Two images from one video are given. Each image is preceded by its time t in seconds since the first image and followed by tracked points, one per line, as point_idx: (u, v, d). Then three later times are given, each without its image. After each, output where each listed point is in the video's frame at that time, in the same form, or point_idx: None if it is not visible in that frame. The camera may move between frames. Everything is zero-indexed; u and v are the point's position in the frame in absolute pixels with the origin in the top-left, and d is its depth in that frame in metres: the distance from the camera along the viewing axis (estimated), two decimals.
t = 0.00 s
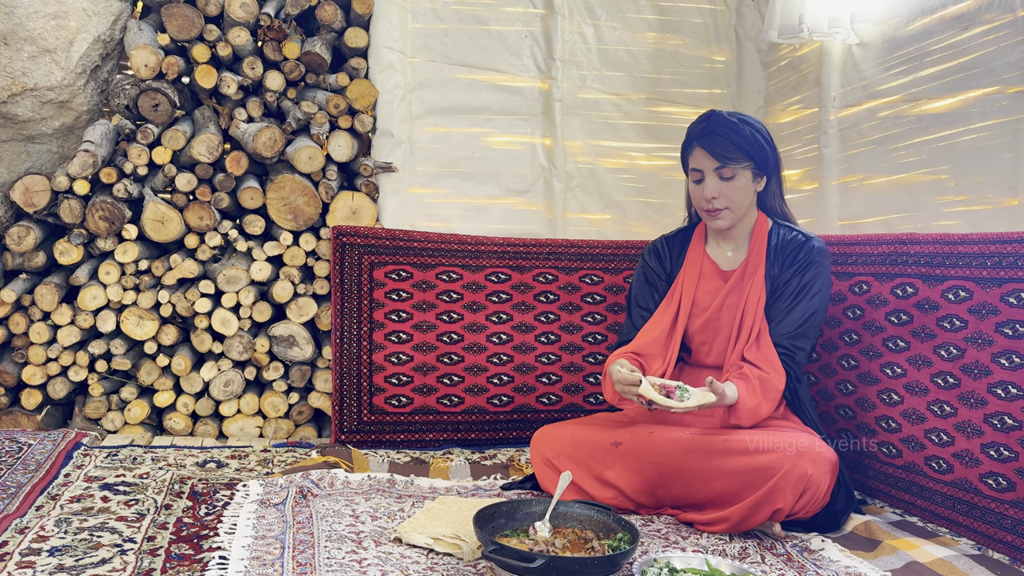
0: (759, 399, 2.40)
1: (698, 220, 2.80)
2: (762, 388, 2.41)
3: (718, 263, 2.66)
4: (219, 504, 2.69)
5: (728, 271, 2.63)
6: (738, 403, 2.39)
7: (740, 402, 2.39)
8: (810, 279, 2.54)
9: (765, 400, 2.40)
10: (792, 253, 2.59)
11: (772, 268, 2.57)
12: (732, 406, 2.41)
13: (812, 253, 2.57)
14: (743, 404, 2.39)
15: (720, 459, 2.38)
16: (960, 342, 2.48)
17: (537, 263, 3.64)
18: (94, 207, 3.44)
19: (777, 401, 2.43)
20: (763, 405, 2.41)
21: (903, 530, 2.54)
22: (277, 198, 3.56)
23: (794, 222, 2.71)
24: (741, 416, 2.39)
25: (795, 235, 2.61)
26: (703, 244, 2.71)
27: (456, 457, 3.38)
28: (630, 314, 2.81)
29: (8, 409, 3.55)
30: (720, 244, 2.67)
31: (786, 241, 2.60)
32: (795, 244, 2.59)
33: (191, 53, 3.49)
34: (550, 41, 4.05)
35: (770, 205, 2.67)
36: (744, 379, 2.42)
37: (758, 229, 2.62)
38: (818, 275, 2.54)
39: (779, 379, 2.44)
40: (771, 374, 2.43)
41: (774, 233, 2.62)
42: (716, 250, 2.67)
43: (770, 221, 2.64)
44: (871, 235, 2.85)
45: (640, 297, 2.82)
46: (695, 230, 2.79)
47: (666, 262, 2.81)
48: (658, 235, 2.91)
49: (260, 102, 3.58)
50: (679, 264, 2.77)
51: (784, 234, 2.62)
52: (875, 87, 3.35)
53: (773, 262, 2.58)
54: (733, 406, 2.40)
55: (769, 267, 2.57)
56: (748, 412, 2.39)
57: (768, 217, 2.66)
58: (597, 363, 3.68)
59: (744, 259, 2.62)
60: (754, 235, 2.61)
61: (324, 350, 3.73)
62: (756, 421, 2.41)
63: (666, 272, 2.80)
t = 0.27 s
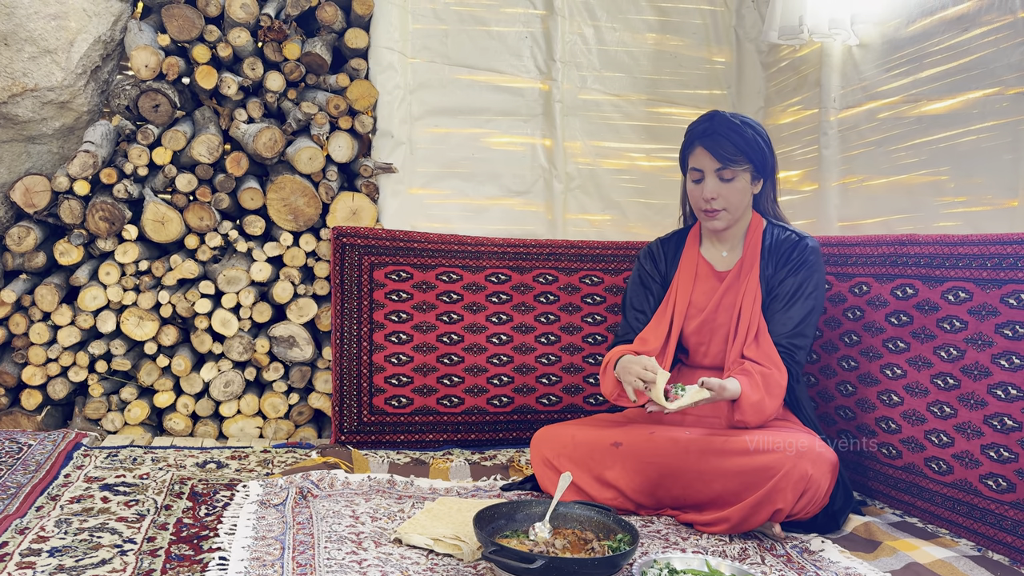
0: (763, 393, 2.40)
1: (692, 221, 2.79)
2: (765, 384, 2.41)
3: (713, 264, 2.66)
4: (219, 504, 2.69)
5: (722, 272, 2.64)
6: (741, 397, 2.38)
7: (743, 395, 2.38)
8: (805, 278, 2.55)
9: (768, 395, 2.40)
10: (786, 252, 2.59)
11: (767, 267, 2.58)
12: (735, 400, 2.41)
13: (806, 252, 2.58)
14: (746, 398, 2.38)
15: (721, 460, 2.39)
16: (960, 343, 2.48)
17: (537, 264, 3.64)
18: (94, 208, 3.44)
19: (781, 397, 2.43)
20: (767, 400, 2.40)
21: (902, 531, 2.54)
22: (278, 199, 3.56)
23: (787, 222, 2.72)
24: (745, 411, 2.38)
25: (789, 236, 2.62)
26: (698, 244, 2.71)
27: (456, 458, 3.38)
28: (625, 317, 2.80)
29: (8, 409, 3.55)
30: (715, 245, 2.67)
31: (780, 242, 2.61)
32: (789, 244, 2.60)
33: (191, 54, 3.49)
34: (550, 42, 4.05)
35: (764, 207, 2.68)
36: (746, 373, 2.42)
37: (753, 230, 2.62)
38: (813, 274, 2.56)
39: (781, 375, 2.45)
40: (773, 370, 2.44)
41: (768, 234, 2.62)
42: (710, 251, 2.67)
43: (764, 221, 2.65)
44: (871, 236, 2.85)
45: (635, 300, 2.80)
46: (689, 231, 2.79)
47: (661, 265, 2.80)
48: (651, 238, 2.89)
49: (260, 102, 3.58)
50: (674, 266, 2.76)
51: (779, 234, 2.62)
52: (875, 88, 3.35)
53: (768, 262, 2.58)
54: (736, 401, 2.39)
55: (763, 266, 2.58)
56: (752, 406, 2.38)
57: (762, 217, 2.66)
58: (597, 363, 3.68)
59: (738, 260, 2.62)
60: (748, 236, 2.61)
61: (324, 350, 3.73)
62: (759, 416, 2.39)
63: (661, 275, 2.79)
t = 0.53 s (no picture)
0: (756, 388, 2.40)
1: (690, 221, 2.80)
2: (758, 380, 2.41)
3: (712, 264, 2.67)
4: (219, 504, 2.69)
5: (721, 272, 2.64)
6: (733, 391, 2.38)
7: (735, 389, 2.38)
8: (802, 278, 2.55)
9: (760, 391, 2.40)
10: (784, 252, 2.60)
11: (765, 267, 2.58)
12: (728, 396, 2.41)
13: (803, 252, 2.58)
14: (738, 393, 2.38)
15: (720, 460, 2.38)
16: (960, 344, 2.48)
17: (537, 264, 3.64)
18: (94, 207, 3.44)
19: (775, 392, 2.43)
20: (760, 395, 2.40)
21: (902, 532, 2.54)
22: (277, 199, 3.56)
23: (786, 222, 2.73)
24: (737, 406, 2.38)
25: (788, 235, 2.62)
26: (697, 244, 2.72)
27: (456, 458, 3.37)
28: (624, 319, 2.80)
29: (8, 409, 3.55)
30: (713, 244, 2.68)
31: (778, 242, 2.61)
32: (787, 244, 2.60)
33: (191, 54, 3.49)
34: (550, 42, 4.05)
35: (763, 207, 2.69)
36: (738, 370, 2.42)
37: (752, 230, 2.63)
38: (810, 274, 2.55)
39: (774, 372, 2.44)
40: (766, 367, 2.44)
41: (767, 234, 2.63)
42: (709, 251, 2.68)
43: (763, 221, 2.66)
44: (871, 237, 2.86)
45: (635, 301, 2.81)
46: (688, 231, 2.79)
47: (659, 265, 2.80)
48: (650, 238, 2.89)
49: (260, 103, 3.58)
50: (673, 266, 2.76)
51: (777, 234, 2.63)
52: (875, 88, 3.35)
53: (765, 262, 2.59)
54: (728, 396, 2.40)
55: (761, 266, 2.58)
56: (744, 402, 2.38)
57: (761, 217, 2.67)
58: (597, 364, 3.67)
59: (737, 260, 2.63)
60: (748, 236, 2.62)
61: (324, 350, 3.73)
62: (753, 412, 2.39)
63: (660, 275, 2.79)
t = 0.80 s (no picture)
0: (751, 392, 2.40)
1: (691, 221, 2.80)
2: (754, 384, 2.41)
3: (712, 264, 2.67)
4: (218, 504, 2.69)
5: (721, 273, 2.64)
6: (727, 396, 2.38)
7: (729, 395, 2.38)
8: (802, 279, 2.55)
9: (755, 395, 2.40)
10: (784, 252, 2.60)
11: (765, 267, 2.58)
12: (723, 400, 2.41)
13: (803, 252, 2.58)
14: (733, 398, 2.38)
15: (720, 460, 2.38)
16: (960, 344, 2.48)
17: (536, 264, 3.64)
18: (94, 207, 3.44)
19: (771, 395, 2.42)
20: (755, 399, 2.40)
21: (902, 532, 2.54)
22: (277, 199, 3.56)
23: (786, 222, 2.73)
24: (732, 411, 2.38)
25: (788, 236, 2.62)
26: (697, 244, 2.72)
27: (455, 458, 3.37)
28: (627, 320, 2.80)
29: (7, 409, 3.55)
30: (714, 245, 2.68)
31: (779, 242, 2.61)
32: (787, 245, 2.61)
33: (191, 54, 3.49)
34: (550, 42, 4.05)
35: (763, 207, 2.70)
36: (734, 374, 2.43)
37: (752, 230, 2.63)
38: (810, 275, 2.56)
39: (771, 375, 2.44)
40: (762, 370, 2.44)
41: (767, 234, 2.63)
42: (709, 252, 2.68)
43: (763, 221, 2.66)
44: (871, 237, 2.86)
45: (636, 303, 2.81)
46: (688, 231, 2.79)
47: (660, 265, 2.80)
48: (651, 239, 2.89)
49: (260, 102, 3.58)
50: (673, 267, 2.76)
51: (777, 235, 2.63)
52: (875, 88, 3.35)
53: (765, 262, 2.59)
54: (723, 401, 2.40)
55: (761, 266, 2.58)
56: (739, 406, 2.38)
57: (762, 218, 2.68)
58: (596, 364, 3.67)
59: (737, 260, 2.63)
60: (748, 237, 2.63)
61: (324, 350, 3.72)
62: (749, 416, 2.39)
63: (660, 275, 2.79)
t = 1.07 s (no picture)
0: (749, 393, 2.40)
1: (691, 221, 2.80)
2: (751, 385, 2.41)
3: (712, 265, 2.66)
4: (218, 504, 2.69)
5: (722, 273, 2.64)
6: (723, 397, 2.38)
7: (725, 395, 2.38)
8: (802, 280, 2.55)
9: (752, 396, 2.40)
10: (784, 253, 2.60)
11: (765, 268, 2.59)
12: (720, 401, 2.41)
13: (804, 254, 2.58)
14: (729, 398, 2.37)
15: (720, 460, 2.38)
16: (960, 344, 2.48)
17: (536, 264, 3.64)
18: (93, 207, 3.44)
19: (768, 396, 2.42)
20: (752, 400, 2.40)
21: (901, 532, 2.54)
22: (277, 199, 3.56)
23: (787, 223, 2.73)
24: (728, 411, 2.38)
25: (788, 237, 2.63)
26: (698, 245, 2.72)
27: (455, 458, 3.37)
28: (629, 320, 2.80)
29: (7, 409, 3.55)
30: (714, 246, 2.67)
31: (779, 243, 2.61)
32: (787, 245, 2.61)
33: (191, 54, 3.49)
34: (550, 42, 4.05)
35: (764, 208, 2.70)
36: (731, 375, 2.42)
37: (752, 231, 2.63)
38: (811, 276, 2.56)
39: (768, 376, 2.44)
40: (759, 371, 2.43)
41: (767, 235, 2.63)
42: (710, 252, 2.68)
43: (764, 222, 2.66)
44: (870, 237, 2.86)
45: (638, 302, 2.81)
46: (689, 232, 2.79)
47: (661, 265, 2.80)
48: (651, 239, 2.89)
49: (260, 102, 3.58)
50: (674, 266, 2.76)
51: (778, 236, 2.63)
52: (875, 88, 3.35)
53: (765, 263, 2.59)
54: (720, 402, 2.39)
55: (761, 267, 2.59)
56: (736, 407, 2.38)
57: (762, 218, 2.68)
58: (596, 364, 3.67)
59: (738, 261, 2.63)
60: (748, 237, 2.63)
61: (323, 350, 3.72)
62: (745, 417, 2.39)
63: (661, 275, 2.79)
